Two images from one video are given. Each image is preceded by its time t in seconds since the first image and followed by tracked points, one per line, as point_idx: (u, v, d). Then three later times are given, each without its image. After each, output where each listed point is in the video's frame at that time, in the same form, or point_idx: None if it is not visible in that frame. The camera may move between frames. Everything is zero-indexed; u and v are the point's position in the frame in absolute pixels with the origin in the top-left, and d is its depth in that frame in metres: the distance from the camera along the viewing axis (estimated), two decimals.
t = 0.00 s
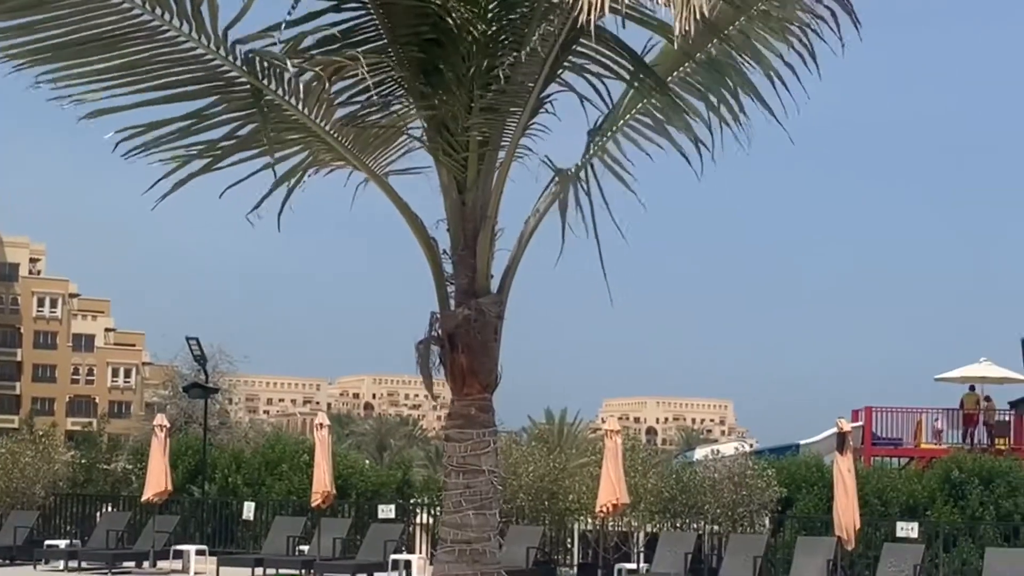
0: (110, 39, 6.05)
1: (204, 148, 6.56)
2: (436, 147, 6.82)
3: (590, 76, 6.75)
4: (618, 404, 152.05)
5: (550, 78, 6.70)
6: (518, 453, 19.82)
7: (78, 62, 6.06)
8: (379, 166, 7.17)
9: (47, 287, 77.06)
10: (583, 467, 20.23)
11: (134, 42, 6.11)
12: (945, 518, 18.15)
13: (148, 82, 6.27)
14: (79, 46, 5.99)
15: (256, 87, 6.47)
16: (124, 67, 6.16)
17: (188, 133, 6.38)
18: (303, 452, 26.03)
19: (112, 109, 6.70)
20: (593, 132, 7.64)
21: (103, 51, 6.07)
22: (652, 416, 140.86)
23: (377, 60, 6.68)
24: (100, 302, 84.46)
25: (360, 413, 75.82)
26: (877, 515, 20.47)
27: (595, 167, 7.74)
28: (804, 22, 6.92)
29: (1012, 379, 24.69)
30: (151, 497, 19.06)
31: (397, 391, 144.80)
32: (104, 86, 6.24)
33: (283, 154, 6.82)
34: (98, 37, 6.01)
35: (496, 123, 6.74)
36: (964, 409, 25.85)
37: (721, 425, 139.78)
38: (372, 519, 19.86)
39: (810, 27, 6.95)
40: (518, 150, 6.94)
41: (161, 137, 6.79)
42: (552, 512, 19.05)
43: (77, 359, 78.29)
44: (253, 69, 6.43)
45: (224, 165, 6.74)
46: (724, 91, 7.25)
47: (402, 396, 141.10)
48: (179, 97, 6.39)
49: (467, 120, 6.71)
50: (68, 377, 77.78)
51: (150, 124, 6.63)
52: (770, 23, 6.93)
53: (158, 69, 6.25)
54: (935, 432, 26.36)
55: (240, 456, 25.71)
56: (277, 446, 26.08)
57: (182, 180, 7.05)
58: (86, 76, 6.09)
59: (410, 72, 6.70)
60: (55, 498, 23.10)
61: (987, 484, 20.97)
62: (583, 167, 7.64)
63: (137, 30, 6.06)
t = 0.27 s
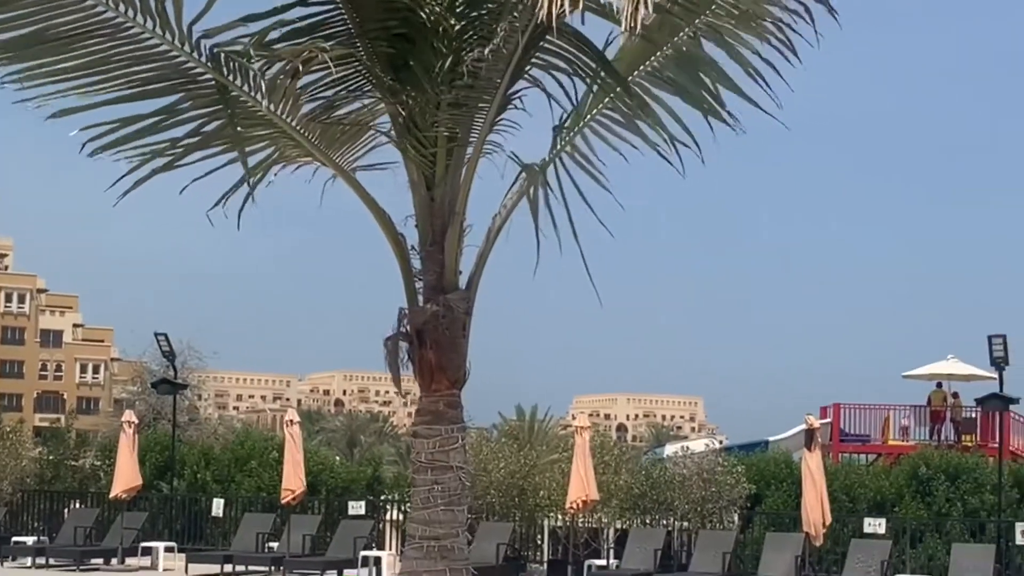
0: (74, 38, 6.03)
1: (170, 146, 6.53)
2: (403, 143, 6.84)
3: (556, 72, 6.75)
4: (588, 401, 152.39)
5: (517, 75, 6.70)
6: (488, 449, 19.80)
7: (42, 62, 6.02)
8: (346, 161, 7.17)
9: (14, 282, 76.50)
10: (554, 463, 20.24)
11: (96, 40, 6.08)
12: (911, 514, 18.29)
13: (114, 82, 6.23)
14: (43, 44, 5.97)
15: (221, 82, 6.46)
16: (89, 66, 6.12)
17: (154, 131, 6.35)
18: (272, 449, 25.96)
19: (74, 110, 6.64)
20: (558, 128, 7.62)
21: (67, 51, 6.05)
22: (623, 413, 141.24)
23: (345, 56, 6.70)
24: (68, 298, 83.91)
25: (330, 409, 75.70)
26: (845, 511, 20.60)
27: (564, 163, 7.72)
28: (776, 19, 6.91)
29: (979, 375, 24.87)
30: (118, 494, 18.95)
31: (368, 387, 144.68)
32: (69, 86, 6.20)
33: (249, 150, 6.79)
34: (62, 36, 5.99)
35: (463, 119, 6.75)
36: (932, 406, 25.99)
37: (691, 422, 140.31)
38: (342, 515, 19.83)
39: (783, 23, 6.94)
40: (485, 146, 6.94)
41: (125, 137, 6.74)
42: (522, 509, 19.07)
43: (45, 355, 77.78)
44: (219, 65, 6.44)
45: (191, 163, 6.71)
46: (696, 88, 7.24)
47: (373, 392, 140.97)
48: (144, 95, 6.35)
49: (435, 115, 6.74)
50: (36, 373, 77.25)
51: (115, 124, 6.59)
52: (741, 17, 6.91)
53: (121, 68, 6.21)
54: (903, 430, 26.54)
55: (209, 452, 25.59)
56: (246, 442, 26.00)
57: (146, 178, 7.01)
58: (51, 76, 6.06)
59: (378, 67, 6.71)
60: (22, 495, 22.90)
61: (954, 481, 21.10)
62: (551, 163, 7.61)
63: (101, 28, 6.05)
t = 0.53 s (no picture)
0: (40, 21, 6.03)
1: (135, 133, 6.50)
2: (370, 135, 6.81)
3: (522, 65, 6.72)
4: (558, 395, 152.62)
5: (482, 67, 6.68)
6: (457, 443, 19.80)
7: (8, 46, 6.01)
8: (313, 154, 7.14)
9: None
10: (523, 457, 20.21)
11: (65, 23, 6.09)
12: (878, 508, 18.41)
13: (81, 68, 6.21)
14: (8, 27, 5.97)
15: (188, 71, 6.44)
16: (55, 51, 6.11)
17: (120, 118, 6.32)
18: (240, 443, 25.89)
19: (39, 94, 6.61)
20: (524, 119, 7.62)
21: (32, 35, 6.04)
22: (592, 407, 141.57)
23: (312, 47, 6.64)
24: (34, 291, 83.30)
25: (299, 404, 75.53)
26: (812, 505, 20.74)
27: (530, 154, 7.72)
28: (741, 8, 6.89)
29: (944, 370, 25.05)
30: (85, 487, 18.85)
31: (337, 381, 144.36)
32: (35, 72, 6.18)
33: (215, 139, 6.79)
34: (27, 19, 6.00)
35: (429, 111, 6.77)
36: (898, 400, 26.24)
37: (660, 416, 140.80)
38: (311, 509, 19.80)
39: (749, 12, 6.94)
40: (451, 139, 6.96)
41: (90, 124, 6.71)
42: (491, 503, 19.10)
43: (11, 349, 77.19)
44: (186, 54, 6.40)
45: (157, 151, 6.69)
46: (662, 78, 7.25)
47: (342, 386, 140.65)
48: (111, 82, 6.33)
49: (400, 107, 6.72)
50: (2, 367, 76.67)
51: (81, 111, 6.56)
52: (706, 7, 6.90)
53: (88, 54, 6.20)
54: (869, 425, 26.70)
55: (176, 447, 25.49)
56: (214, 436, 25.91)
57: (111, 166, 6.98)
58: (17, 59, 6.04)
59: (344, 58, 6.67)
60: None
61: (920, 474, 21.21)
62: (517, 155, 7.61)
63: (67, 12, 6.06)
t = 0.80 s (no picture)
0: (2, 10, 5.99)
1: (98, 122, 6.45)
2: (335, 127, 6.81)
3: (488, 56, 6.72)
4: (526, 388, 152.80)
5: (448, 59, 6.68)
6: (424, 437, 19.77)
7: None
8: (278, 145, 7.09)
9: None
10: (491, 451, 20.15)
11: (28, 11, 6.07)
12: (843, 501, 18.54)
13: (42, 56, 6.15)
14: None
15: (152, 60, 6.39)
16: (17, 38, 6.06)
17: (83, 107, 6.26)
18: (206, 436, 25.77)
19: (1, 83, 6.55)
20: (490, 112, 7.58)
21: None
22: (561, 399, 141.73)
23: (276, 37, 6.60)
24: None
25: (266, 398, 75.25)
26: (778, 497, 20.85)
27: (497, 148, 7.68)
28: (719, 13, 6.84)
29: (909, 363, 25.21)
30: (50, 482, 18.71)
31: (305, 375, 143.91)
32: None
33: (180, 129, 6.75)
34: None
35: (395, 103, 6.76)
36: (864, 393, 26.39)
37: (628, 410, 141.12)
38: (278, 503, 19.74)
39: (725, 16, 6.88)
40: (417, 131, 6.94)
41: (52, 112, 6.64)
42: (460, 496, 19.09)
43: None
44: (150, 43, 6.36)
45: (120, 141, 6.62)
46: (633, 77, 7.21)
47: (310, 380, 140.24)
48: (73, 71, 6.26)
49: (366, 98, 6.72)
50: None
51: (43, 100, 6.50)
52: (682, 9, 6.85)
53: (51, 41, 6.14)
54: (835, 417, 26.83)
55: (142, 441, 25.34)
56: (180, 430, 25.78)
57: (74, 155, 6.91)
58: None
59: (308, 48, 6.65)
60: None
61: (885, 467, 21.35)
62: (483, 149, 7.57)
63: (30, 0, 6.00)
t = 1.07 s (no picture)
0: None
1: (58, 117, 6.40)
2: (298, 120, 6.81)
3: (453, 49, 6.69)
4: (495, 381, 152.88)
5: (413, 53, 6.65)
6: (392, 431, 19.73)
7: None
8: (240, 138, 7.14)
9: None
10: (459, 443, 20.11)
11: None
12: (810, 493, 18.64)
13: None
14: None
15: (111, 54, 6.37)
16: None
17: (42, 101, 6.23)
18: (173, 431, 25.65)
19: None
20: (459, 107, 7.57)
21: None
22: (530, 392, 141.85)
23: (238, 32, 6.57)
24: None
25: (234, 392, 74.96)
26: (746, 489, 20.88)
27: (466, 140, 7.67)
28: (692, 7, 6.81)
29: (875, 355, 25.35)
30: (15, 478, 18.56)
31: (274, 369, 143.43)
32: None
33: (140, 124, 6.76)
34: None
35: (360, 95, 6.74)
36: (830, 385, 26.53)
37: (597, 403, 141.42)
38: (246, 497, 19.70)
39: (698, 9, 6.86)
40: (382, 123, 6.93)
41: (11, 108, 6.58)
42: (428, 490, 19.14)
43: None
44: (109, 37, 6.33)
45: (80, 135, 6.57)
46: (604, 69, 7.20)
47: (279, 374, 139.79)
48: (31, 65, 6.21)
49: (329, 91, 6.69)
50: None
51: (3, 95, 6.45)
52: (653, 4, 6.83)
53: (8, 36, 6.12)
54: (803, 409, 26.96)
55: (108, 436, 25.18)
56: (147, 425, 25.65)
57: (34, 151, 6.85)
58: None
59: (271, 41, 6.61)
60: None
61: (852, 459, 21.50)
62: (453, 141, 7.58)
63: None
